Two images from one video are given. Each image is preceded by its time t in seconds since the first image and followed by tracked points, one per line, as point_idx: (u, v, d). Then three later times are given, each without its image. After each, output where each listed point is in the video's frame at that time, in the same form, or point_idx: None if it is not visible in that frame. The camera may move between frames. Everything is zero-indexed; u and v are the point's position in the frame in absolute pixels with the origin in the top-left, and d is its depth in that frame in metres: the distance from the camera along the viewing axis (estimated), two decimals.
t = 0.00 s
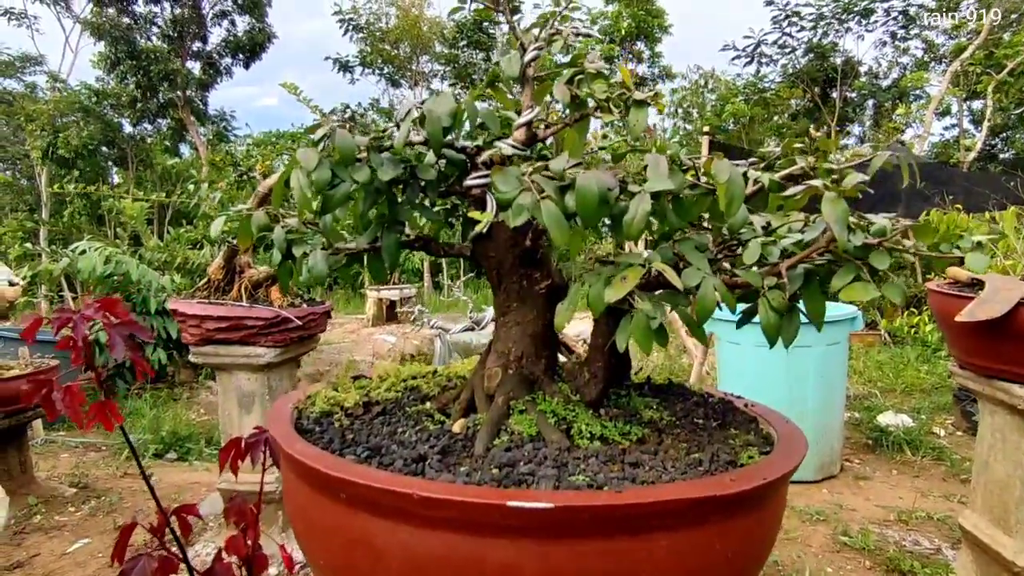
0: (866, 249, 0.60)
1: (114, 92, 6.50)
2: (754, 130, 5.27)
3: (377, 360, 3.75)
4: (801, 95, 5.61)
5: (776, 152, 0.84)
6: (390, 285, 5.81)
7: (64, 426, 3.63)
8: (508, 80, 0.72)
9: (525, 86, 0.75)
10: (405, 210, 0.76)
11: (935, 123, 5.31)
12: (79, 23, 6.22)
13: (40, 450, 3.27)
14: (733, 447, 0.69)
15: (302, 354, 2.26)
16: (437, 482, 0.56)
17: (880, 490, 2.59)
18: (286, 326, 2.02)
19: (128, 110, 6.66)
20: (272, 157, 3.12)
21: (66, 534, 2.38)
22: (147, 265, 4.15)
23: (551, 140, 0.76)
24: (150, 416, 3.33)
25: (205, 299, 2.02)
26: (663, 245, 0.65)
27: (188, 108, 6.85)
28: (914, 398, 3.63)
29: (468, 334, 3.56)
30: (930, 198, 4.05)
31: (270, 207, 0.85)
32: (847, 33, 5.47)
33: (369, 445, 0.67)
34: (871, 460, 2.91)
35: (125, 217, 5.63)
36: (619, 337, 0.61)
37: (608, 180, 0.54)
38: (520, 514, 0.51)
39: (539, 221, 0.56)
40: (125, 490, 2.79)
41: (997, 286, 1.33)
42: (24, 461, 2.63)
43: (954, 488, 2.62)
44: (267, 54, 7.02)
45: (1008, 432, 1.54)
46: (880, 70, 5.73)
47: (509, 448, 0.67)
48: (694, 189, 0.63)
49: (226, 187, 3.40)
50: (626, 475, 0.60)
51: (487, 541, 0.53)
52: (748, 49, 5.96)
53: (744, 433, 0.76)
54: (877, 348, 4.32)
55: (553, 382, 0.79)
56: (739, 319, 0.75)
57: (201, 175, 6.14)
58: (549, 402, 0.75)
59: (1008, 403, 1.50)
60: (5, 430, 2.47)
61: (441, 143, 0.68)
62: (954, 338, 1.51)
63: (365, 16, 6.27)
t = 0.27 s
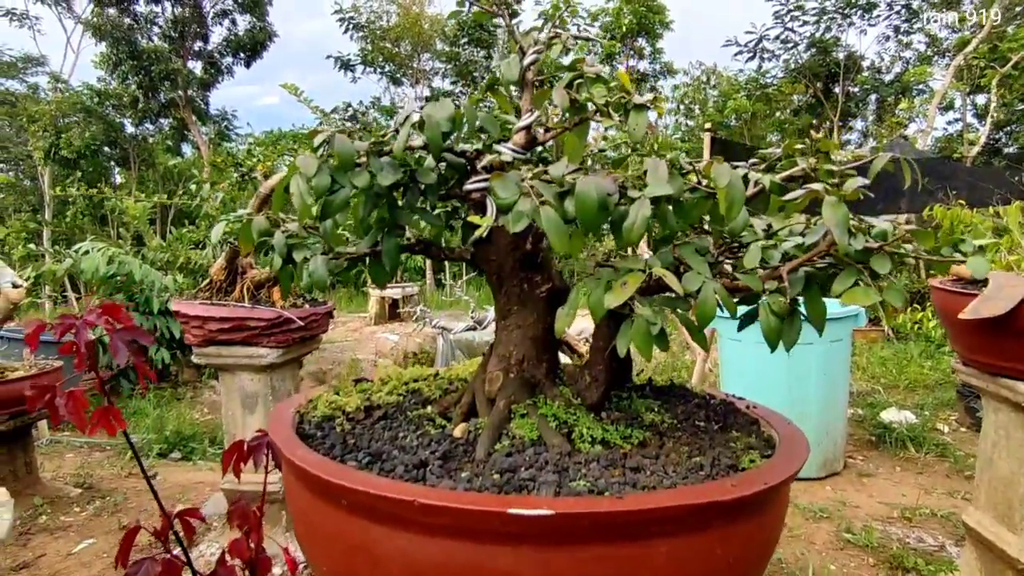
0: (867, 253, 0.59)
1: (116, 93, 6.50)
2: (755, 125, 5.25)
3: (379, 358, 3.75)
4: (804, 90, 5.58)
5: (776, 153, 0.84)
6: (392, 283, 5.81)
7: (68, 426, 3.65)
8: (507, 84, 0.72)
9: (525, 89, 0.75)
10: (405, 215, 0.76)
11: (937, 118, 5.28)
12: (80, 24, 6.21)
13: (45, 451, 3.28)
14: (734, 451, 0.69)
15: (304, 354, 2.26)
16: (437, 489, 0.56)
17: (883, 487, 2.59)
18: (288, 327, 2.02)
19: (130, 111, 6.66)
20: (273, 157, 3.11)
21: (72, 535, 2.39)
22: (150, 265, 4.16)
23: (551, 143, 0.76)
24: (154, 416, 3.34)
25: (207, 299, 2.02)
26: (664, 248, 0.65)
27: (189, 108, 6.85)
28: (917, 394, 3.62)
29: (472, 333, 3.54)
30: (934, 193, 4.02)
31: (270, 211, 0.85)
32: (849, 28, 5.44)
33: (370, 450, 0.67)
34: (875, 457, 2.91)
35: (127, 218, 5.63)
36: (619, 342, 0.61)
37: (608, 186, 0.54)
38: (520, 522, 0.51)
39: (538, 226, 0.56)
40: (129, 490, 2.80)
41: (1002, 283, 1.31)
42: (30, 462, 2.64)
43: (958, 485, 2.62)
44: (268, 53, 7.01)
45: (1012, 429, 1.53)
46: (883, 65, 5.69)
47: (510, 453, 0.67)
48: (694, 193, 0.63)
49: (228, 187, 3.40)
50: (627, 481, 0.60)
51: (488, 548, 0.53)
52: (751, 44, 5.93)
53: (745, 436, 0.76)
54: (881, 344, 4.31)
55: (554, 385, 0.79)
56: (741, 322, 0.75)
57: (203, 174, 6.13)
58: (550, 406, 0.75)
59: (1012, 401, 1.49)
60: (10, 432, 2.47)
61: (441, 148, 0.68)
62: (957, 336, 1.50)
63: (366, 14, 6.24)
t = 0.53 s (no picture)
0: (869, 254, 0.59)
1: (117, 92, 6.50)
2: (758, 120, 5.22)
3: (381, 356, 3.76)
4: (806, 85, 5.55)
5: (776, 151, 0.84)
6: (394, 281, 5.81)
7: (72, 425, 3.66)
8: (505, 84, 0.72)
9: (523, 89, 0.75)
10: (404, 216, 0.76)
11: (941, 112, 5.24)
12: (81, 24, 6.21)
13: (49, 450, 3.29)
14: (735, 453, 0.69)
15: (306, 353, 2.26)
16: (435, 493, 0.56)
17: (886, 483, 2.58)
18: (289, 326, 2.02)
19: (131, 110, 6.67)
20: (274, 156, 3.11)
21: (76, 534, 2.40)
22: (153, 264, 4.17)
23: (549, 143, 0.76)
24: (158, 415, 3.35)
25: (209, 299, 2.02)
26: (663, 249, 0.65)
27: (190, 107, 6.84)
28: (920, 390, 3.61)
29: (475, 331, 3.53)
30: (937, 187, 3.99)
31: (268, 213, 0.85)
32: (852, 22, 5.41)
33: (369, 454, 0.67)
34: (878, 453, 2.90)
35: (130, 217, 5.64)
36: (619, 345, 0.61)
37: (606, 188, 0.54)
38: (519, 527, 0.51)
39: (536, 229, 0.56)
40: (133, 489, 2.80)
41: (1006, 279, 1.30)
42: (34, 461, 2.65)
43: (962, 481, 2.61)
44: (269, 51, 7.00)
45: (1016, 426, 1.52)
46: (886, 59, 5.66)
47: (510, 456, 0.67)
48: (694, 194, 0.62)
49: (229, 185, 3.40)
50: (627, 484, 0.59)
51: (487, 553, 0.53)
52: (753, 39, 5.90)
53: (746, 437, 0.76)
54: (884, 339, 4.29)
55: (554, 387, 0.79)
56: (742, 323, 0.74)
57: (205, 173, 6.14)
58: (550, 408, 0.74)
59: (1016, 398, 1.49)
60: (14, 432, 2.48)
61: (439, 149, 0.68)
62: (960, 333, 1.50)
63: (367, 12, 6.21)
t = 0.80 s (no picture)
0: (864, 261, 0.59)
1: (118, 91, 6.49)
2: (759, 116, 5.20)
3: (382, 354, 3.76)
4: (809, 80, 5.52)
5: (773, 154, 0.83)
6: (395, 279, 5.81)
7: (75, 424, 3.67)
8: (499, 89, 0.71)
9: (518, 93, 0.75)
10: (399, 222, 0.76)
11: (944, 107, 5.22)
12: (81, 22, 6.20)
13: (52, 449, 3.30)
14: (731, 458, 0.69)
15: (307, 353, 2.26)
16: (429, 501, 0.56)
17: (888, 481, 2.58)
18: (290, 326, 2.02)
19: (132, 109, 6.67)
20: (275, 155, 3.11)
21: (79, 534, 2.40)
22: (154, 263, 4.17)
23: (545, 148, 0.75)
24: (160, 413, 3.35)
25: (210, 299, 2.02)
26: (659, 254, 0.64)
27: (191, 105, 6.83)
28: (922, 386, 3.60)
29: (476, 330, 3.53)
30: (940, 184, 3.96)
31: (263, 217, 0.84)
32: (855, 17, 5.38)
33: (365, 461, 0.67)
34: (880, 450, 2.89)
35: (132, 216, 5.65)
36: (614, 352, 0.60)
37: (599, 195, 0.53)
38: (514, 535, 0.51)
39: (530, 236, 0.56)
40: (135, 489, 2.81)
41: (1008, 277, 1.29)
42: (37, 461, 2.65)
43: (964, 478, 2.61)
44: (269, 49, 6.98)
45: (1018, 424, 1.52)
46: (888, 54, 5.63)
47: (506, 462, 0.67)
48: (690, 199, 0.62)
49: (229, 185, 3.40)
50: (623, 491, 0.59)
51: (483, 561, 0.53)
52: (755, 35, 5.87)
53: (744, 441, 0.75)
54: (886, 336, 4.29)
55: (550, 392, 0.79)
56: (739, 327, 0.74)
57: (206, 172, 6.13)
58: (546, 413, 0.74)
59: (1017, 396, 1.48)
60: (17, 432, 2.49)
61: (434, 154, 0.68)
62: (962, 331, 1.49)
63: (367, 9, 6.19)
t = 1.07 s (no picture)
0: (863, 266, 0.60)
1: (119, 90, 6.49)
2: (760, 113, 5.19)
3: (383, 352, 3.76)
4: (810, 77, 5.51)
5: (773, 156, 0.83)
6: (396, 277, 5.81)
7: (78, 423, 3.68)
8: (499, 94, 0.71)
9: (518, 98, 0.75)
10: (399, 226, 0.76)
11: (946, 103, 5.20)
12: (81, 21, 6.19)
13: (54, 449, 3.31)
14: (731, 462, 0.69)
15: (309, 352, 2.27)
16: (430, 507, 0.56)
17: (889, 479, 2.58)
18: (291, 326, 2.03)
19: (133, 108, 6.67)
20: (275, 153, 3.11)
21: (83, 533, 2.41)
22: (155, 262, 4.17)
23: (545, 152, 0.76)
24: (162, 413, 3.36)
25: (212, 299, 2.03)
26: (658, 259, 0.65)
27: (191, 103, 6.82)
28: (924, 384, 3.60)
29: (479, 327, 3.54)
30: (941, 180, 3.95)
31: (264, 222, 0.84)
32: (857, 13, 5.36)
33: (367, 465, 0.67)
34: (881, 448, 2.90)
35: (133, 215, 5.65)
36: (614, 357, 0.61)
37: (599, 202, 0.54)
38: (514, 541, 0.51)
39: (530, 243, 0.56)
40: (138, 488, 2.82)
41: (1009, 276, 1.29)
42: (40, 460, 2.66)
43: (965, 476, 2.61)
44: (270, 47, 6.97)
45: (1019, 423, 1.52)
46: (890, 50, 5.61)
47: (507, 466, 0.67)
48: (689, 204, 0.62)
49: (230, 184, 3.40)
50: (623, 496, 0.59)
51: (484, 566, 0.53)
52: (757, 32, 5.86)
53: (744, 444, 0.76)
54: (888, 333, 4.28)
55: (551, 395, 0.79)
56: (738, 330, 0.74)
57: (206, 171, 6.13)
58: (547, 417, 0.75)
59: (1018, 395, 1.48)
60: (20, 432, 2.50)
61: (434, 158, 0.68)
62: (963, 330, 1.49)
63: (367, 7, 6.18)
